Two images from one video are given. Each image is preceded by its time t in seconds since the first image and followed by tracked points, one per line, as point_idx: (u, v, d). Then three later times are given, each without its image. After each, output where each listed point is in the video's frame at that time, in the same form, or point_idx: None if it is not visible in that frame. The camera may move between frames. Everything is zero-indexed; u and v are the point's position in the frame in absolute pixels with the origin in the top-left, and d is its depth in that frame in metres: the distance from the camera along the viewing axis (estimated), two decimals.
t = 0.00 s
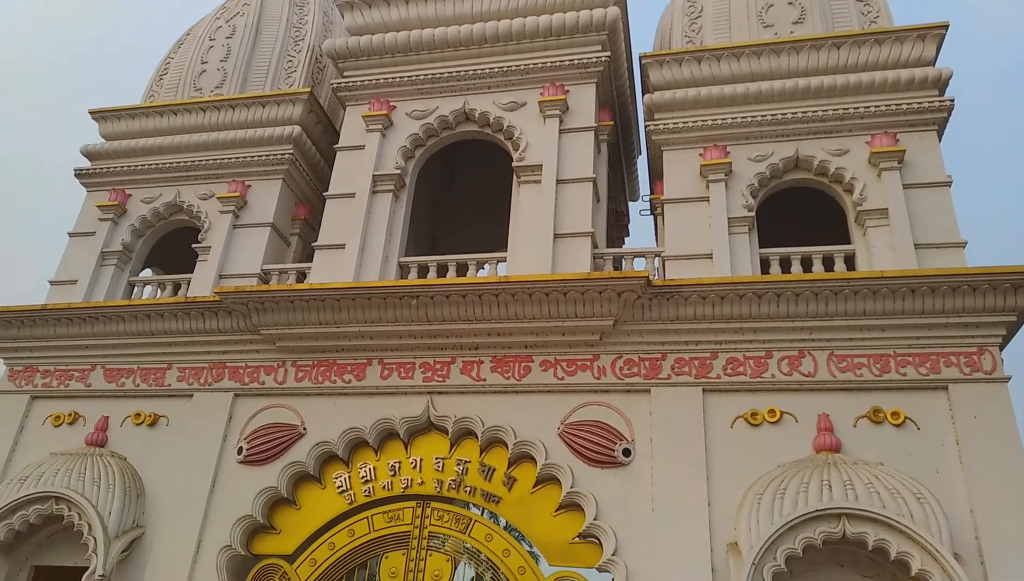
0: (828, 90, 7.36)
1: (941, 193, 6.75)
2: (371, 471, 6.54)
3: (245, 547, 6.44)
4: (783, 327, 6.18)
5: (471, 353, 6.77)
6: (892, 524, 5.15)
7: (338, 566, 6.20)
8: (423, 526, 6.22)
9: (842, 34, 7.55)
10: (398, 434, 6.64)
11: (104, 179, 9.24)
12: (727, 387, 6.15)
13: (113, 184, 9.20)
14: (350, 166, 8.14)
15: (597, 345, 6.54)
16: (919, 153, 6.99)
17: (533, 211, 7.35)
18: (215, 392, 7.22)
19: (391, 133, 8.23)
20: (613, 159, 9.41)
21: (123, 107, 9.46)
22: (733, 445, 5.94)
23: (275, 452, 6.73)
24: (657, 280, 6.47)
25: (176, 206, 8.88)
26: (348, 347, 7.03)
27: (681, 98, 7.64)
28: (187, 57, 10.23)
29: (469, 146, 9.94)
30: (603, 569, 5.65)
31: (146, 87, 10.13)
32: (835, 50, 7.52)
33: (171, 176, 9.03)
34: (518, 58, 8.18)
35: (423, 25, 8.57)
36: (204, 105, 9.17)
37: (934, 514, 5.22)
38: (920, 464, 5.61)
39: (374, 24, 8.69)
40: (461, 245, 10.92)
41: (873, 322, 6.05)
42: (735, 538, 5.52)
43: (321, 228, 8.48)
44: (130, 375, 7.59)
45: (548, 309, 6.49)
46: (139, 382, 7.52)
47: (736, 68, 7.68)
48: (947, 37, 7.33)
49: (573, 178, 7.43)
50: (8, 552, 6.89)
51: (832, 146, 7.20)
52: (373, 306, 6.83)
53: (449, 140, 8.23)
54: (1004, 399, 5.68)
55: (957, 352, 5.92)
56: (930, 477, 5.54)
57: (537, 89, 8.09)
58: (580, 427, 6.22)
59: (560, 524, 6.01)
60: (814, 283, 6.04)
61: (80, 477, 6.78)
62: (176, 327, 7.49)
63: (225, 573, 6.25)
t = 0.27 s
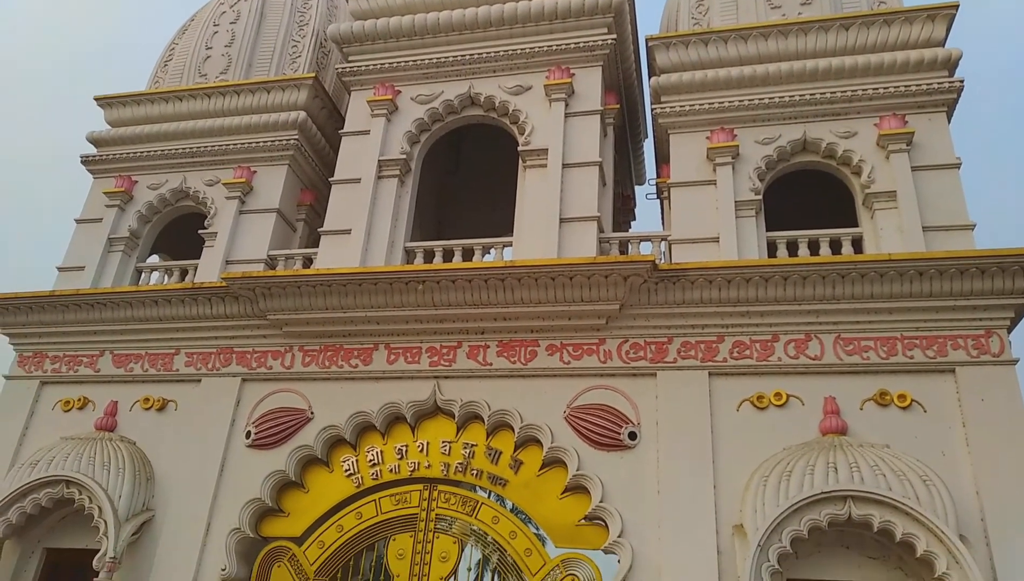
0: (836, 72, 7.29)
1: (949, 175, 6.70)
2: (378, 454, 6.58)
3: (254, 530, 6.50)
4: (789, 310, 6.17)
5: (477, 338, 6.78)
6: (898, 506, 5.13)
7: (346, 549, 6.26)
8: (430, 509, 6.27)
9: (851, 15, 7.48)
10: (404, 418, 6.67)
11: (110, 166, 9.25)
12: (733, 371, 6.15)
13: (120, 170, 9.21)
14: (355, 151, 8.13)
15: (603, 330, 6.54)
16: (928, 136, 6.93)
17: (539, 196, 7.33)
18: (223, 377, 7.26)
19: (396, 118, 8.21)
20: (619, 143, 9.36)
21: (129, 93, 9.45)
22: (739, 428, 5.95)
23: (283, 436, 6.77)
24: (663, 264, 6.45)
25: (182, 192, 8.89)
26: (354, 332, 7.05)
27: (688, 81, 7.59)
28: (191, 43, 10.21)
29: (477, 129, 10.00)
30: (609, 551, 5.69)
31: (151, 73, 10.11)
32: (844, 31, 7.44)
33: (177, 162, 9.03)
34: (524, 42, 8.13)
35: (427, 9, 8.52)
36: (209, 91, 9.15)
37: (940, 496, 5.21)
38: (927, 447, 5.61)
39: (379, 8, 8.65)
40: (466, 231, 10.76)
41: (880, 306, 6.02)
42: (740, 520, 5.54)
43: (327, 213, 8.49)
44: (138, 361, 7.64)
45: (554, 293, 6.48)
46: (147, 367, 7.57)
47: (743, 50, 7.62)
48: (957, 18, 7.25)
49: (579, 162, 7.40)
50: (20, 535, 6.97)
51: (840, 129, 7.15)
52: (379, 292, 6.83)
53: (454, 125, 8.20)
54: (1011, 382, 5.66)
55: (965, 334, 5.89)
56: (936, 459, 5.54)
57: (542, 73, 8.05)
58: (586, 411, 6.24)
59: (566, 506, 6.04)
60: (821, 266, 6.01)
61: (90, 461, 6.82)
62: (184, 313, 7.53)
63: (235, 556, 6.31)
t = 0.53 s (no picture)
0: (839, 47, 7.23)
1: (952, 150, 6.66)
2: (380, 431, 6.62)
3: (258, 506, 6.55)
4: (790, 287, 6.16)
5: (478, 315, 6.79)
6: (898, 480, 5.14)
7: (350, 524, 6.32)
8: (432, 485, 6.32)
9: None
10: (406, 395, 6.70)
11: (109, 145, 9.20)
12: (734, 348, 6.16)
13: (118, 149, 9.17)
14: (354, 129, 8.09)
15: (604, 307, 6.54)
16: (931, 111, 6.88)
17: (539, 173, 7.30)
18: (225, 356, 7.29)
19: (396, 95, 8.16)
20: (620, 119, 9.31)
21: (126, 71, 9.37)
22: (740, 404, 5.97)
23: (285, 414, 6.80)
24: (664, 241, 6.43)
25: (181, 171, 8.85)
26: (356, 310, 7.06)
27: (689, 57, 7.53)
28: (189, 20, 10.11)
29: (478, 106, 9.81)
30: (610, 526, 5.74)
31: (148, 51, 10.03)
32: (847, 6, 7.36)
33: (176, 141, 8.98)
34: (524, 17, 8.05)
35: None
36: (207, 68, 9.08)
37: (939, 471, 5.23)
38: (926, 421, 5.63)
39: None
40: (467, 207, 10.88)
41: (882, 282, 6.02)
42: (740, 495, 5.58)
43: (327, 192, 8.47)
44: (140, 339, 7.65)
45: (555, 271, 6.47)
46: (150, 346, 7.59)
47: (745, 26, 7.55)
48: None
49: (580, 139, 7.36)
50: (26, 513, 7.01)
51: (842, 104, 7.09)
52: (380, 270, 6.82)
53: (454, 102, 8.14)
54: (1011, 357, 5.67)
55: (966, 310, 5.90)
56: (936, 434, 5.57)
57: (543, 48, 7.98)
58: (587, 387, 6.26)
59: (567, 482, 6.09)
60: (823, 243, 5.99)
61: (93, 439, 6.81)
62: (185, 292, 7.53)
63: (239, 531, 6.37)
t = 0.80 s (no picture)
0: (843, 21, 7.14)
1: (956, 126, 6.60)
2: (383, 411, 6.65)
3: (262, 486, 6.60)
4: (792, 265, 6.14)
5: (479, 296, 6.79)
6: (898, 458, 5.15)
7: (354, 504, 6.37)
8: (435, 464, 6.35)
9: None
10: (408, 375, 6.71)
11: (107, 125, 9.14)
12: (735, 327, 6.16)
13: (116, 129, 9.11)
14: (353, 107, 8.03)
15: (605, 286, 6.53)
16: (935, 86, 6.80)
17: (540, 151, 7.25)
18: (228, 337, 7.30)
19: (395, 73, 8.08)
20: (621, 95, 9.23)
21: (123, 50, 9.29)
22: (741, 383, 5.98)
23: (288, 394, 6.82)
24: (666, 219, 6.40)
25: (180, 151, 8.80)
26: (357, 291, 7.05)
27: (691, 32, 7.44)
28: None
29: (478, 83, 9.74)
30: (612, 505, 5.78)
31: (145, 29, 9.93)
32: None
33: (174, 120, 8.92)
34: None
35: None
36: (204, 47, 8.99)
37: (939, 449, 5.25)
38: (927, 399, 5.64)
39: None
40: (466, 186, 10.78)
41: (884, 260, 5.99)
42: (741, 473, 5.61)
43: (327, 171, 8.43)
44: (142, 321, 7.66)
45: (556, 251, 6.45)
46: (152, 327, 7.59)
47: None
48: None
49: (581, 116, 7.30)
50: (32, 494, 7.07)
51: (845, 80, 7.02)
52: (381, 250, 6.81)
53: (454, 79, 8.07)
54: (1012, 335, 5.66)
55: (967, 288, 5.88)
56: (936, 411, 5.59)
57: (543, 24, 7.88)
58: (589, 367, 6.27)
59: (569, 461, 6.13)
60: (825, 221, 5.96)
61: (97, 420, 6.83)
62: (186, 273, 7.52)
63: (243, 511, 6.42)
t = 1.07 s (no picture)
0: (846, 8, 7.09)
1: (960, 113, 6.55)
2: (385, 402, 6.66)
3: (266, 476, 6.62)
4: (794, 254, 6.12)
5: (481, 286, 6.78)
6: (900, 447, 5.13)
7: (357, 493, 6.39)
8: (438, 454, 6.37)
9: None
10: (410, 366, 6.72)
11: (108, 116, 9.13)
12: (738, 316, 6.14)
13: (118, 120, 9.10)
14: (354, 97, 8.00)
15: (607, 276, 6.52)
16: (939, 73, 6.75)
17: (541, 141, 7.22)
18: (230, 328, 7.30)
19: (396, 63, 8.05)
20: (624, 84, 9.18)
21: (124, 41, 9.26)
22: (743, 372, 5.98)
23: (291, 385, 6.84)
24: (668, 209, 6.37)
25: (182, 142, 8.79)
26: (359, 281, 7.05)
27: (694, 20, 7.39)
28: None
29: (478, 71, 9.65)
30: (614, 494, 5.79)
31: (146, 20, 9.89)
32: None
33: (175, 111, 8.90)
34: None
35: None
36: (206, 37, 8.97)
37: (942, 437, 5.24)
38: (929, 387, 5.63)
39: None
40: (469, 175, 10.73)
41: (886, 248, 5.97)
42: (743, 462, 5.61)
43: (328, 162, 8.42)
44: (145, 312, 7.67)
45: (558, 240, 6.44)
46: (154, 319, 7.60)
47: None
48: None
49: (583, 105, 7.27)
50: (36, 485, 7.11)
51: (849, 67, 6.97)
52: (382, 241, 6.80)
53: (455, 69, 8.03)
54: (1016, 323, 5.64)
55: (971, 276, 5.86)
56: (938, 400, 5.57)
57: (544, 13, 7.84)
58: (590, 357, 6.26)
59: (571, 451, 6.13)
60: (827, 209, 5.93)
61: (101, 411, 6.86)
62: (188, 264, 7.52)
63: (247, 501, 6.45)
